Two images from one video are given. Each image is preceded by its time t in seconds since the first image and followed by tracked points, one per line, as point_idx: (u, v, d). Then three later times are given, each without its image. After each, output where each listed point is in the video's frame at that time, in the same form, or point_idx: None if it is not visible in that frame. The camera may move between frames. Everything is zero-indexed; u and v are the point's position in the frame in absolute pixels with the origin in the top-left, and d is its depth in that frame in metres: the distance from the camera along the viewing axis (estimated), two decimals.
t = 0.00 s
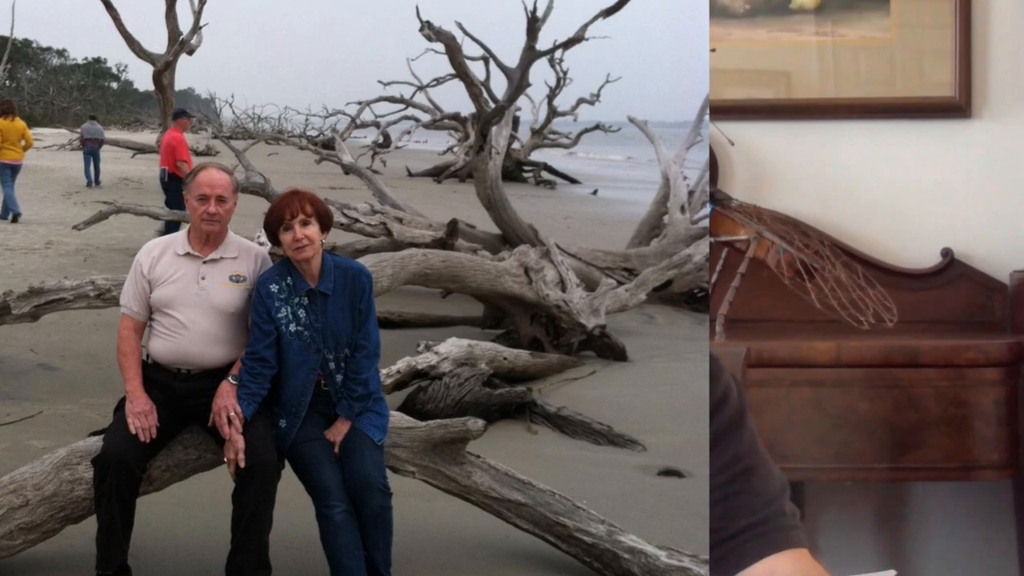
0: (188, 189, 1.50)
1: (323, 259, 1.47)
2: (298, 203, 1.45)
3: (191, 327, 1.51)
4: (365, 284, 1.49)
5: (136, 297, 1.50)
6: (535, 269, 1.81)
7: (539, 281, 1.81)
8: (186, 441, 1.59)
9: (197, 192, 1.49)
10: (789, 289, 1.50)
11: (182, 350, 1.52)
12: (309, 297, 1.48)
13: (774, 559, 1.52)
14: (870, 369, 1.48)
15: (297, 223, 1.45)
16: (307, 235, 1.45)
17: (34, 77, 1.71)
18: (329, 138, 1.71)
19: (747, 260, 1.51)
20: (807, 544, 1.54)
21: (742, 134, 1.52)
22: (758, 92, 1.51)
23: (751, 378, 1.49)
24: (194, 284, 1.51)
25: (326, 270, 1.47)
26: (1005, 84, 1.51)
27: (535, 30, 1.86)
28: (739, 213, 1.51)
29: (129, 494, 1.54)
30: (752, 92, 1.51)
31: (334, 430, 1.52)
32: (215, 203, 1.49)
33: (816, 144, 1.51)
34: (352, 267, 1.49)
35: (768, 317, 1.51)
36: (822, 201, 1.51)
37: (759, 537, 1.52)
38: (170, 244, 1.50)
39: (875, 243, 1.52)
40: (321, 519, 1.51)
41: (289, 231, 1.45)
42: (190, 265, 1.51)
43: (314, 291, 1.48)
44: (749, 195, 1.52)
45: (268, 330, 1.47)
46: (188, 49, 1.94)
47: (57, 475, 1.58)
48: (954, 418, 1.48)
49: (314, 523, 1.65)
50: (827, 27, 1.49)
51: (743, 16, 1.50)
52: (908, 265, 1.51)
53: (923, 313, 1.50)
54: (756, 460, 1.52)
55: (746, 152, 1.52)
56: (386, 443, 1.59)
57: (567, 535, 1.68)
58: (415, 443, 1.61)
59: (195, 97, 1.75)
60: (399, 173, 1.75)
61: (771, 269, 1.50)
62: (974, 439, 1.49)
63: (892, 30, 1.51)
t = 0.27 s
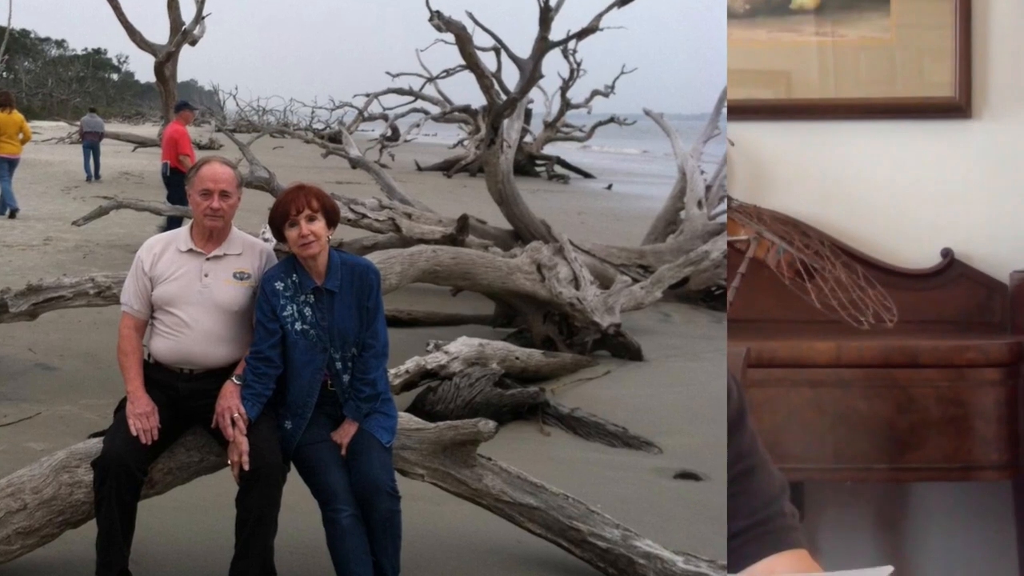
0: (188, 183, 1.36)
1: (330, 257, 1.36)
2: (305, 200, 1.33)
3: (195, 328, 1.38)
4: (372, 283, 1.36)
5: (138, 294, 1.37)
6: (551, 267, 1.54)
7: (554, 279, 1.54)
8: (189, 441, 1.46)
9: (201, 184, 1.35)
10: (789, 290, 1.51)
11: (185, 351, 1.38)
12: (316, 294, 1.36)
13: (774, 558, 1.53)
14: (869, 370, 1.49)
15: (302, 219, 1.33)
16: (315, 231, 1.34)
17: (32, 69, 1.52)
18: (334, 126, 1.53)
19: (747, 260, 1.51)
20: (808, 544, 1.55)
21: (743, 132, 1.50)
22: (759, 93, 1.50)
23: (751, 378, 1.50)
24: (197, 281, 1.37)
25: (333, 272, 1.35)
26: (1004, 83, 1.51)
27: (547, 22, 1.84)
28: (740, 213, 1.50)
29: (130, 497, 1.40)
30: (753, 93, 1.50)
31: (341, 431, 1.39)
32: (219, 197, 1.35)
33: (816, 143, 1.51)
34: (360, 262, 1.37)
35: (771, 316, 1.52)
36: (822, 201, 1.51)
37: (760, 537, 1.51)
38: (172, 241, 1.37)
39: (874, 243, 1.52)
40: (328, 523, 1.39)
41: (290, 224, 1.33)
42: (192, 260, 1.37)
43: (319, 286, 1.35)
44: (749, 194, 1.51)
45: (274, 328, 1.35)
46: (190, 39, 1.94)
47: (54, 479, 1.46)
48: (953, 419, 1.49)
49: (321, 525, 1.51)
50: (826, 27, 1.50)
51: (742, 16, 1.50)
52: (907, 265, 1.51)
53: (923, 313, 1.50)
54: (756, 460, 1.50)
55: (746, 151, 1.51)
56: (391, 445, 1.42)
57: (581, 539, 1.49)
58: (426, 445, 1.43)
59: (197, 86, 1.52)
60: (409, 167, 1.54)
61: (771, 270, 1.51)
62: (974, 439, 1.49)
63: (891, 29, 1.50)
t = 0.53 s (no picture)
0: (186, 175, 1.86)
1: (335, 255, 1.62)
2: (310, 194, 1.58)
3: (196, 324, 1.67)
4: (378, 279, 1.63)
5: (138, 293, 1.67)
6: (561, 263, 2.02)
7: (563, 275, 2.03)
8: (192, 446, 1.76)
9: (205, 181, 1.64)
10: (789, 289, 1.51)
11: (184, 346, 1.68)
12: (320, 293, 1.61)
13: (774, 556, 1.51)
14: (870, 369, 1.49)
15: (308, 215, 1.59)
16: (319, 227, 1.59)
17: (31, 59, 1.89)
18: (342, 125, 1.92)
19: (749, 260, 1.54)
20: (807, 543, 1.55)
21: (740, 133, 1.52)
22: (758, 94, 1.53)
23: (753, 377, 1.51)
24: (199, 278, 1.66)
25: (337, 264, 1.61)
26: (1004, 82, 1.50)
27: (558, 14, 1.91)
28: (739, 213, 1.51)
29: (129, 502, 1.65)
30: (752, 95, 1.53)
31: (347, 433, 1.66)
32: (222, 191, 1.65)
33: (816, 143, 1.52)
34: (366, 263, 1.63)
35: (773, 317, 1.52)
36: (822, 201, 1.51)
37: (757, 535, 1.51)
38: (174, 238, 1.67)
39: (875, 244, 1.51)
40: (336, 527, 1.64)
41: (304, 222, 1.59)
42: (194, 258, 1.67)
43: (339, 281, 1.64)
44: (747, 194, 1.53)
45: (277, 328, 1.61)
46: (193, 29, 1.96)
47: (58, 481, 1.76)
48: (952, 419, 1.49)
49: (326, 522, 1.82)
50: (826, 28, 1.49)
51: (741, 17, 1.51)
52: (906, 264, 1.51)
53: (923, 313, 1.49)
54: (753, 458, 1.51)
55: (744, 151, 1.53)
56: (404, 447, 1.78)
57: (594, 544, 1.86)
58: (433, 448, 1.80)
59: (198, 79, 1.90)
60: (417, 160, 1.96)
61: (771, 269, 1.52)
62: (974, 440, 1.50)
63: (892, 30, 1.50)
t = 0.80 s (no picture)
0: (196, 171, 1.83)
1: (340, 252, 1.76)
2: (316, 189, 1.74)
3: (199, 322, 1.81)
4: (385, 276, 1.77)
5: (139, 291, 1.81)
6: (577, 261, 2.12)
7: (575, 272, 2.53)
8: (194, 447, 1.89)
9: (209, 176, 1.78)
10: (789, 289, 1.51)
11: (185, 343, 1.82)
12: (327, 290, 1.76)
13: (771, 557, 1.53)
14: (871, 370, 1.48)
15: (314, 211, 1.74)
16: (325, 223, 1.74)
17: (30, 51, 2.09)
18: (348, 118, 2.17)
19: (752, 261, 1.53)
20: (807, 544, 1.56)
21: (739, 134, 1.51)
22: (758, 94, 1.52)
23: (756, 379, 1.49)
24: (202, 276, 1.80)
25: (342, 261, 1.76)
26: (1005, 81, 1.51)
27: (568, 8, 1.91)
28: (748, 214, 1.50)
29: (128, 504, 1.76)
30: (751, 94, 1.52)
31: (355, 435, 1.81)
32: (225, 187, 1.79)
33: (816, 145, 1.52)
34: (374, 260, 1.77)
35: (773, 318, 1.51)
36: (823, 202, 1.51)
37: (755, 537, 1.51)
38: (176, 235, 1.81)
39: (876, 244, 1.51)
40: (343, 532, 1.77)
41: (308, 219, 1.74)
42: (197, 258, 1.80)
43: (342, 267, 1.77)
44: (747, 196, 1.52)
45: (283, 326, 1.75)
46: (196, 20, 1.97)
47: (57, 485, 1.90)
48: (953, 419, 1.49)
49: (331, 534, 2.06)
50: (826, 28, 1.49)
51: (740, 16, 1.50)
52: (906, 265, 1.51)
53: (923, 313, 1.49)
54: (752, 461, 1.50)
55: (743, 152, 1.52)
56: (415, 450, 2.05)
57: (607, 548, 2.13)
58: (442, 450, 2.06)
59: (199, 72, 2.11)
60: (425, 152, 2.33)
61: (771, 270, 1.51)
62: (974, 439, 1.50)
63: (892, 30, 1.50)
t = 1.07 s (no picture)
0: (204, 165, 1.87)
1: (346, 248, 1.71)
2: (321, 184, 1.69)
3: (201, 321, 1.74)
4: (393, 274, 1.72)
5: (141, 288, 1.74)
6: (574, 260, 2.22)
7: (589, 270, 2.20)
8: (197, 450, 1.82)
9: (210, 170, 1.72)
10: (789, 289, 1.52)
11: (188, 343, 1.74)
12: (333, 289, 1.71)
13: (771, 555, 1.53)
14: (871, 370, 1.48)
15: (319, 206, 1.69)
16: (331, 219, 1.68)
17: (28, 42, 2.15)
18: (356, 114, 2.44)
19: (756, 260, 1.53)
20: (807, 544, 1.57)
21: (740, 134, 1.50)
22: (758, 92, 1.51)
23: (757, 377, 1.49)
24: (205, 273, 1.74)
25: (349, 258, 1.71)
26: (1004, 81, 1.50)
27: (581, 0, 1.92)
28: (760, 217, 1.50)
29: (129, 509, 1.66)
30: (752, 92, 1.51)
31: (362, 437, 1.75)
32: (229, 181, 1.73)
33: (816, 144, 1.51)
34: (381, 256, 1.73)
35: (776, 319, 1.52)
36: (822, 202, 1.51)
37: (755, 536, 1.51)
38: (178, 231, 1.74)
39: (875, 243, 1.51)
40: (350, 537, 1.70)
41: (313, 213, 1.69)
42: (199, 255, 1.74)
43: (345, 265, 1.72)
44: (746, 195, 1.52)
45: (288, 325, 1.70)
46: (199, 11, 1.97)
47: (56, 487, 1.84)
48: (953, 419, 1.48)
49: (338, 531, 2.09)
50: (826, 28, 1.49)
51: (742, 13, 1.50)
52: (905, 265, 1.51)
53: (921, 314, 1.50)
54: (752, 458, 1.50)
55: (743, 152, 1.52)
56: (422, 452, 1.95)
57: (623, 553, 2.02)
58: (451, 452, 1.96)
59: (202, 64, 2.23)
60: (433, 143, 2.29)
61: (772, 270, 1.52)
62: (975, 440, 1.50)
63: (892, 31, 1.50)
